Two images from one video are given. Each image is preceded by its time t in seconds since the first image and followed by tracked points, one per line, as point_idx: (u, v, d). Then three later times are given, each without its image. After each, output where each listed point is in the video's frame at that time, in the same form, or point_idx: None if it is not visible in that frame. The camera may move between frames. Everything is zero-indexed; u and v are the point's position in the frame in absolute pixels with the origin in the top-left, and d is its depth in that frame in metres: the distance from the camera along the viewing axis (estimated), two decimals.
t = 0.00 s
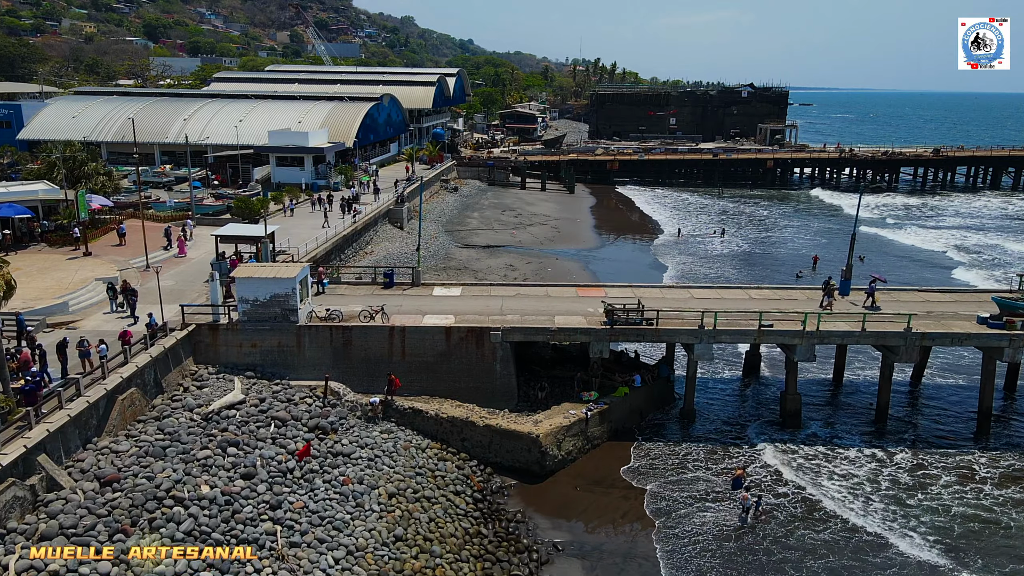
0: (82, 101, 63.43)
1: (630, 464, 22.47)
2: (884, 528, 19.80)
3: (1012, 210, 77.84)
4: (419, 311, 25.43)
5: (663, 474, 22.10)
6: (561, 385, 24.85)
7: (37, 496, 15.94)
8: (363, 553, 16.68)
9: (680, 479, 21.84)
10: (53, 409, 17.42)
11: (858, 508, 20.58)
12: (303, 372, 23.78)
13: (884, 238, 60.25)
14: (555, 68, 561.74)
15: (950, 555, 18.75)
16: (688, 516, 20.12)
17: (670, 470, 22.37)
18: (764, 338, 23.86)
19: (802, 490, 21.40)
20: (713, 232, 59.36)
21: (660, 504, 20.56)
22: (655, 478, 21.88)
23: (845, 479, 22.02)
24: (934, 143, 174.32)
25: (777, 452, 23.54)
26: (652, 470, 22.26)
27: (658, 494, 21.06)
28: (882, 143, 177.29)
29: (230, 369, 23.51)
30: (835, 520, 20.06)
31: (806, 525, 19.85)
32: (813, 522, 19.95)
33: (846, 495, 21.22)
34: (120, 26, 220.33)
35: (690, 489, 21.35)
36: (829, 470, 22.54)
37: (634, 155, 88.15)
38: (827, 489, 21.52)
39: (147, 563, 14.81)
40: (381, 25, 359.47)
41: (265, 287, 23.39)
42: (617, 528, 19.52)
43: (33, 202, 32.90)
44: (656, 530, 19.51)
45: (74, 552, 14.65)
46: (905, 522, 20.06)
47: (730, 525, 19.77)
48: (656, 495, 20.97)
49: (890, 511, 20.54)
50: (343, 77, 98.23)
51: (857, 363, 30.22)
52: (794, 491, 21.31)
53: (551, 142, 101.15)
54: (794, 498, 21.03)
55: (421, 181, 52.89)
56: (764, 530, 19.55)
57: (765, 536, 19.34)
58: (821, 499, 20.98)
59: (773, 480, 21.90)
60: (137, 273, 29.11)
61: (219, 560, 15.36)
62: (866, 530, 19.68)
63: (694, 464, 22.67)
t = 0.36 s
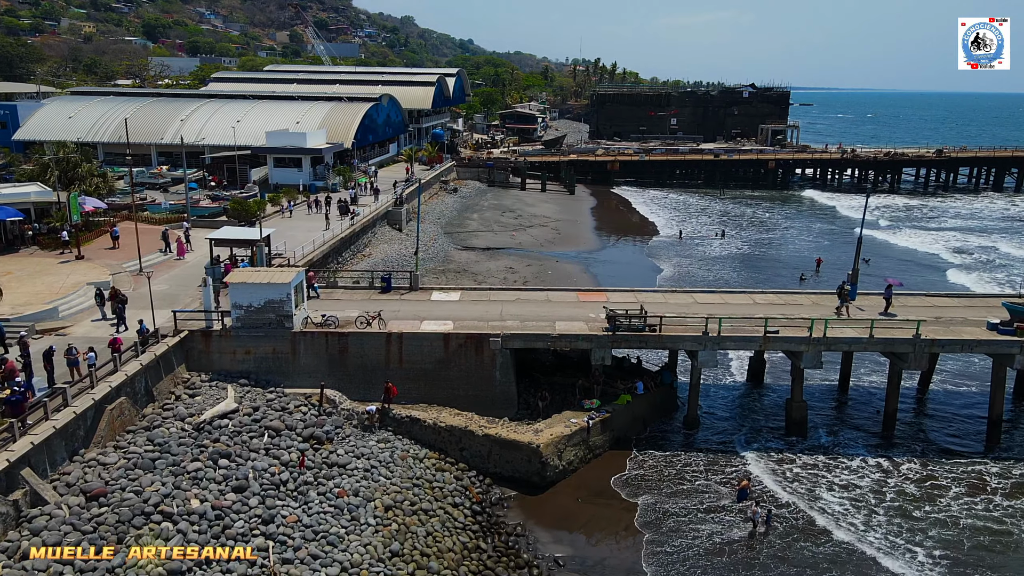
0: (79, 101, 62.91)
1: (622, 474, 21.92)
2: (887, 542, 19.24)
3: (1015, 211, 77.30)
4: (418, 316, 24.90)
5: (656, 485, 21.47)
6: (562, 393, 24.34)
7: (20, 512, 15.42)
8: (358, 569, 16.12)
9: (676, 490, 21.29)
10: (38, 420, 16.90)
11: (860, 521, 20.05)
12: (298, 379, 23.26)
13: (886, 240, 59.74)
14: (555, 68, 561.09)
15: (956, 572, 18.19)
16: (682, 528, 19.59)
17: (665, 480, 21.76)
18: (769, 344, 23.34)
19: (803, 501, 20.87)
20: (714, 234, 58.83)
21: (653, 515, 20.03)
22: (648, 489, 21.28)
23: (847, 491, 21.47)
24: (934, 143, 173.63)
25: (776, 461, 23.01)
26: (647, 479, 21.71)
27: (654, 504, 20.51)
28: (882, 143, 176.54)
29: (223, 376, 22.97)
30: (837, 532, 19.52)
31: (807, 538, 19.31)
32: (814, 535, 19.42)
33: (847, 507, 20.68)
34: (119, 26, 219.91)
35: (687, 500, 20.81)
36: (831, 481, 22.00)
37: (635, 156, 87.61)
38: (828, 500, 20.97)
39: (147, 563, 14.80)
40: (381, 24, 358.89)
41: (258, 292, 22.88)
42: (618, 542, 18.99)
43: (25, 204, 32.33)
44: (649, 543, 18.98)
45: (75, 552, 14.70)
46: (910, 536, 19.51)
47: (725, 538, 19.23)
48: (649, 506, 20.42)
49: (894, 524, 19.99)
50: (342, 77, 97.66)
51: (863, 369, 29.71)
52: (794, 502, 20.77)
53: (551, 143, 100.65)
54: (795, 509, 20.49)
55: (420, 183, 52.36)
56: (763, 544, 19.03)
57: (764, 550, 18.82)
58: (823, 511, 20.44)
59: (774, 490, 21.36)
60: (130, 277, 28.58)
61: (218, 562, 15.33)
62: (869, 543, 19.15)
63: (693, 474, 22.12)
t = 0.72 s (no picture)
0: (74, 102, 62.24)
1: (617, 488, 21.15)
2: (896, 562, 18.51)
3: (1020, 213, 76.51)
4: (415, 324, 24.17)
5: (653, 501, 20.64)
6: (563, 403, 23.62)
7: None
8: None
9: (674, 504, 20.51)
10: (17, 437, 16.20)
11: (868, 539, 19.30)
12: (291, 390, 22.53)
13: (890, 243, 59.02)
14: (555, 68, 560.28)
15: None
16: (678, 546, 18.82)
17: (663, 496, 20.92)
18: (777, 354, 22.60)
19: (810, 517, 20.11)
20: (716, 236, 58.08)
21: (648, 532, 19.22)
22: (643, 504, 20.49)
23: (854, 507, 20.72)
24: (935, 143, 172.69)
25: (778, 474, 22.26)
26: (642, 493, 20.95)
27: (650, 520, 19.75)
28: (883, 143, 175.57)
29: (214, 387, 22.23)
30: (845, 551, 18.79)
31: (814, 557, 18.56)
32: (822, 553, 18.67)
33: (855, 524, 19.93)
34: (118, 25, 219.24)
35: (686, 515, 20.05)
36: (837, 495, 21.27)
37: (636, 156, 86.86)
38: (835, 517, 20.23)
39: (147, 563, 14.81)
40: (381, 24, 358.06)
41: (250, 300, 22.16)
42: (622, 560, 18.23)
43: (15, 207, 31.57)
44: (651, 562, 18.22)
45: (74, 552, 14.64)
46: (922, 556, 18.76)
47: (725, 557, 18.49)
48: (647, 523, 19.64)
49: (905, 543, 19.23)
50: (341, 77, 96.93)
51: (872, 376, 28.97)
52: (801, 519, 20.02)
53: (552, 143, 99.94)
54: (802, 526, 19.73)
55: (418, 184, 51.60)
56: (769, 563, 18.27)
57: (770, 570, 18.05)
58: (830, 528, 19.70)
59: (780, 506, 20.61)
60: (121, 282, 27.82)
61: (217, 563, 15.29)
62: (878, 563, 18.41)
63: (692, 488, 21.35)
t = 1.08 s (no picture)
0: (68, 102, 61.41)
1: (616, 506, 20.26)
2: None
3: None
4: (411, 334, 23.32)
5: (651, 522, 19.66)
6: (565, 415, 22.78)
7: None
8: None
9: (675, 526, 19.51)
10: None
11: (880, 562, 18.41)
12: (283, 403, 21.69)
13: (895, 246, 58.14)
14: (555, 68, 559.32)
15: None
16: (677, 571, 17.89)
17: (662, 516, 19.93)
18: (787, 365, 21.73)
19: (820, 539, 19.20)
20: (719, 239, 57.20)
21: (643, 556, 18.26)
22: (639, 526, 19.50)
23: (863, 526, 19.83)
24: (937, 143, 171.59)
25: (782, 491, 21.34)
26: (638, 514, 19.95)
27: (647, 544, 18.72)
28: (884, 143, 174.48)
29: (202, 401, 21.39)
30: None
31: None
32: None
33: (867, 545, 19.02)
34: (117, 25, 218.35)
35: (686, 537, 19.06)
36: (844, 514, 20.37)
37: (637, 157, 85.97)
38: (844, 537, 19.34)
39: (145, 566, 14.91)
40: (381, 23, 357.08)
41: (239, 309, 21.30)
42: None
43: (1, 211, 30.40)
44: None
45: (74, 554, 14.72)
46: None
47: None
48: (649, 545, 18.70)
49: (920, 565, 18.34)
50: (340, 77, 96.05)
51: (883, 386, 28.07)
52: (810, 541, 19.11)
53: (552, 144, 99.09)
54: (812, 549, 18.83)
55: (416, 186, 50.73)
56: None
57: None
58: (841, 550, 18.79)
59: (788, 526, 19.70)
60: (109, 289, 26.94)
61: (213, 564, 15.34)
62: None
63: (695, 507, 20.38)
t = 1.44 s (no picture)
0: (62, 103, 60.65)
1: (614, 527, 19.37)
2: None
3: None
4: (407, 344, 22.53)
5: (648, 543, 18.76)
6: (566, 428, 21.99)
7: None
8: None
9: (675, 548, 18.65)
10: None
11: None
12: (273, 417, 20.90)
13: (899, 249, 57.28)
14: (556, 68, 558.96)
15: None
16: None
17: (661, 537, 19.04)
18: (797, 377, 20.94)
19: (828, 562, 18.32)
20: (721, 242, 56.38)
21: None
22: (634, 549, 18.55)
23: (874, 546, 19.00)
24: (939, 143, 170.49)
25: (786, 509, 20.51)
26: (634, 536, 19.03)
27: (644, 569, 17.75)
28: (885, 143, 173.40)
29: (189, 415, 20.60)
30: None
31: None
32: None
33: (878, 568, 18.17)
34: (115, 25, 217.58)
35: (687, 560, 18.20)
36: (853, 533, 19.52)
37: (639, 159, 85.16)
38: (854, 559, 18.48)
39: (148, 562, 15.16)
40: (381, 23, 356.17)
41: (228, 319, 20.51)
42: None
43: None
44: None
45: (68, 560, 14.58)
46: None
47: None
48: (648, 569, 17.80)
49: None
50: (338, 78, 95.25)
51: (894, 397, 27.27)
52: (819, 564, 18.24)
53: (552, 145, 98.30)
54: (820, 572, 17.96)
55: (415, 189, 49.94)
56: None
57: None
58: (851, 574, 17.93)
59: (796, 548, 18.82)
60: (96, 296, 26.14)
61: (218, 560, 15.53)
62: None
63: (699, 528, 19.51)
